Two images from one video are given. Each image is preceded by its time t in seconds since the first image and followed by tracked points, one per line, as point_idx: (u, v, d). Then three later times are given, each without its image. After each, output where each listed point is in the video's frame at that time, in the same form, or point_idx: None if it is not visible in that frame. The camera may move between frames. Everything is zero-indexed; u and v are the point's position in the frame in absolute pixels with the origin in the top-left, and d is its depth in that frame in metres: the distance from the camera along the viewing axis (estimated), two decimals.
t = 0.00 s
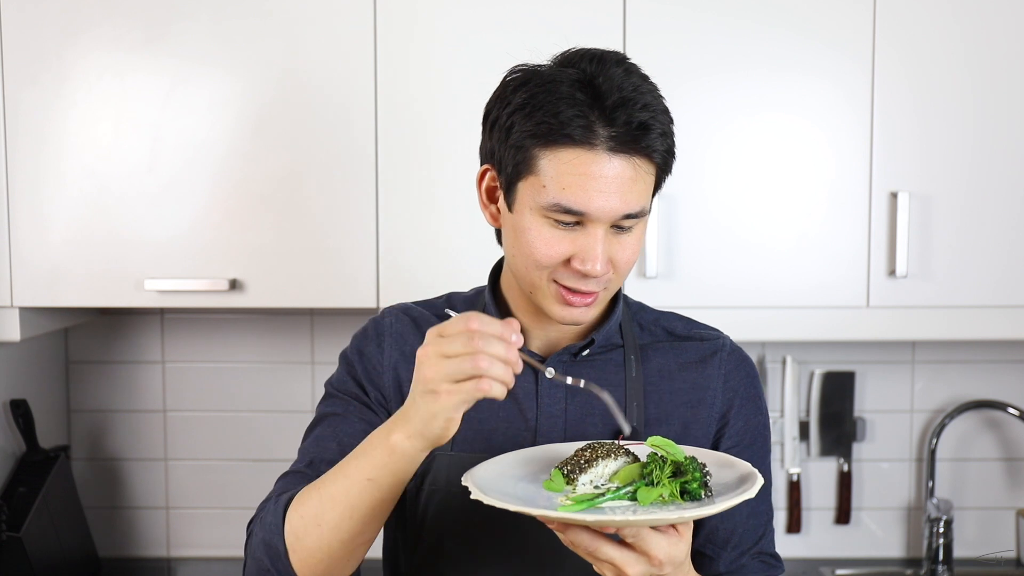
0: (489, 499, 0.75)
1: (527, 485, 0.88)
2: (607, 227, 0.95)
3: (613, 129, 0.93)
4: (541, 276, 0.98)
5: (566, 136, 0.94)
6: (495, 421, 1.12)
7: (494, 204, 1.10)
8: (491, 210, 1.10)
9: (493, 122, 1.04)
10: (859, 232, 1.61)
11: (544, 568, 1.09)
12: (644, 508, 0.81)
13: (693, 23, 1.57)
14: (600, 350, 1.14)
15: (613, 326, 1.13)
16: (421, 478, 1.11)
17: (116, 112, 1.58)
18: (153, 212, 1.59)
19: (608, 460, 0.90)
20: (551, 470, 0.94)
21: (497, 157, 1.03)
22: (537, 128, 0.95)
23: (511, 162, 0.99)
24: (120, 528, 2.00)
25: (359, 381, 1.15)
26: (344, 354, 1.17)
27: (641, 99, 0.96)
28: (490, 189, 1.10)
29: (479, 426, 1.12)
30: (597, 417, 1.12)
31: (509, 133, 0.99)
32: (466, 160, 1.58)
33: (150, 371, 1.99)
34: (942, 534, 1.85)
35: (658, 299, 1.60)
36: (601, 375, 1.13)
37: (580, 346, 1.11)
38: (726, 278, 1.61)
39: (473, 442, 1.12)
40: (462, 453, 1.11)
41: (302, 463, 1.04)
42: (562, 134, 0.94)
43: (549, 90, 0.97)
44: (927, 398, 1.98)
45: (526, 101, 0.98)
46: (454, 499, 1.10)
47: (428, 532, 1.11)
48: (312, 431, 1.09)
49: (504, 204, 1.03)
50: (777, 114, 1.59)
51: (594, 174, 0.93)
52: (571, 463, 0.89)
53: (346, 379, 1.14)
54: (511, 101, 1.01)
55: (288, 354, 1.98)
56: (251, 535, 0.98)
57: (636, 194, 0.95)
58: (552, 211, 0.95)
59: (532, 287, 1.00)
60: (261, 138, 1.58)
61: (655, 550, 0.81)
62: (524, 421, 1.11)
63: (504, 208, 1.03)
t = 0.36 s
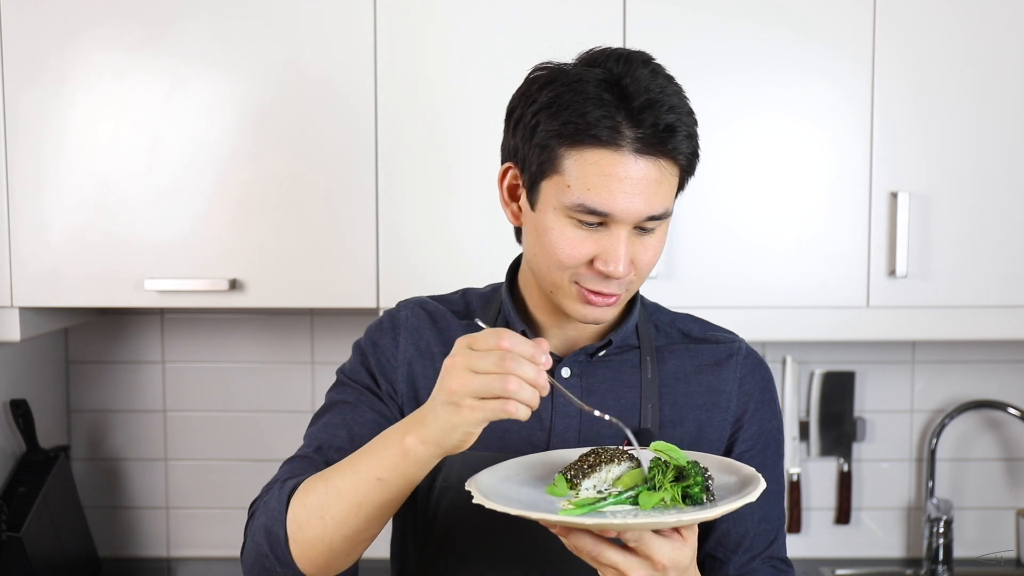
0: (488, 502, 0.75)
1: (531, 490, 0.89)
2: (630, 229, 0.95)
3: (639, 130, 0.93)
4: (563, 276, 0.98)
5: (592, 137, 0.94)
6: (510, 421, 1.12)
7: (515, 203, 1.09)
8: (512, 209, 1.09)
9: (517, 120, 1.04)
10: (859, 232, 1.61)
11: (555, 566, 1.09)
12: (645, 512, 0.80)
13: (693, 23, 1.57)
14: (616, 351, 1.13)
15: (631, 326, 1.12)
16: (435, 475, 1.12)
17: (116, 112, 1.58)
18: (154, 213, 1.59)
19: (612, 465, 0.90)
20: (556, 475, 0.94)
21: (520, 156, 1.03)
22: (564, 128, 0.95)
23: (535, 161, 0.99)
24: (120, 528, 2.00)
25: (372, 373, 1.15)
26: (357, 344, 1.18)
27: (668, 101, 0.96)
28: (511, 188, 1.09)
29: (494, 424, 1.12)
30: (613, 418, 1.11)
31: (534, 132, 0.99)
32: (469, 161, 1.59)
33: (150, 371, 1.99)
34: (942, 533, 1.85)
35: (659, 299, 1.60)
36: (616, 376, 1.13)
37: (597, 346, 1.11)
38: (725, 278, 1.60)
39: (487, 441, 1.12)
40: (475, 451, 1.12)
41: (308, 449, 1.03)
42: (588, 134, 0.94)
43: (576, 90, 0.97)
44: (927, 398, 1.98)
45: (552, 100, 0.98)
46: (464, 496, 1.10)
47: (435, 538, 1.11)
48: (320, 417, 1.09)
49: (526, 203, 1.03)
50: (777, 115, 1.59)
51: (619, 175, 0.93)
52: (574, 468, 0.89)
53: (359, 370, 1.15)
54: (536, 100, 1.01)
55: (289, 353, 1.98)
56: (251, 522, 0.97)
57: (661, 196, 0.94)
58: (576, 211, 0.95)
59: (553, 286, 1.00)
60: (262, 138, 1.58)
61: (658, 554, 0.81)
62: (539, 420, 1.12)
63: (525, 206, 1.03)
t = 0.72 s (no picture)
0: (493, 499, 0.75)
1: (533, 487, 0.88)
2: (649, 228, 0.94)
3: (661, 128, 0.93)
4: (579, 274, 0.97)
5: (615, 133, 0.94)
6: (517, 420, 1.12)
7: (532, 200, 1.09)
8: (528, 206, 1.09)
9: (536, 118, 1.04)
10: (859, 232, 1.61)
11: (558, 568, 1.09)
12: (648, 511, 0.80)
13: (694, 23, 1.57)
14: (624, 353, 1.14)
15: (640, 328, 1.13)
16: (441, 473, 1.11)
17: (116, 112, 1.58)
18: (154, 213, 1.59)
19: (616, 464, 0.90)
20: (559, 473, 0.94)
21: (540, 152, 1.02)
22: (586, 124, 0.95)
23: (555, 157, 0.98)
24: (120, 527, 2.00)
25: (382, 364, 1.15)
26: (369, 335, 1.18)
27: (690, 100, 0.96)
28: (528, 185, 1.09)
29: (501, 424, 1.12)
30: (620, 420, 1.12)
31: (554, 128, 0.99)
32: (471, 162, 1.59)
33: (150, 370, 1.99)
34: (942, 533, 1.85)
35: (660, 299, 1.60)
36: (624, 377, 1.13)
37: (607, 347, 1.12)
38: (726, 278, 1.61)
39: (494, 439, 1.12)
40: (481, 451, 1.11)
41: (316, 430, 1.02)
42: (610, 130, 0.94)
43: (600, 87, 0.97)
44: (927, 397, 1.98)
45: (574, 96, 0.98)
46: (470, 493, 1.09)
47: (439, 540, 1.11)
48: (326, 402, 1.08)
49: (543, 199, 1.02)
50: (777, 114, 1.59)
51: (640, 172, 0.93)
52: (578, 467, 0.90)
53: (369, 360, 1.14)
54: (558, 96, 1.01)
55: (289, 353, 1.98)
56: (252, 496, 0.95)
57: (681, 195, 0.95)
58: (596, 208, 0.94)
59: (568, 285, 0.99)
60: (263, 139, 1.58)
61: (661, 555, 0.82)
62: (547, 421, 1.12)
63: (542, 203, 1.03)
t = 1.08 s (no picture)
0: (485, 497, 0.76)
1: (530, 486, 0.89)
2: (644, 228, 0.94)
3: (655, 128, 0.93)
4: (574, 274, 0.97)
5: (609, 133, 0.94)
6: (516, 420, 1.12)
7: (528, 200, 1.09)
8: (525, 206, 1.09)
9: (533, 118, 1.04)
10: (859, 233, 1.61)
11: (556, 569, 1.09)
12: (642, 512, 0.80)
13: (693, 23, 1.57)
14: (623, 354, 1.14)
15: (639, 329, 1.13)
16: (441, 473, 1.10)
17: (116, 112, 1.58)
18: (154, 213, 1.59)
19: (611, 466, 0.91)
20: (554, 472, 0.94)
21: (536, 152, 1.02)
22: (582, 123, 0.95)
23: (550, 157, 0.98)
24: (121, 527, 2.00)
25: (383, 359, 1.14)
26: (371, 330, 1.17)
27: (685, 100, 0.96)
28: (525, 185, 1.09)
29: (501, 425, 1.12)
30: (619, 421, 1.12)
31: (551, 128, 0.99)
32: (471, 163, 1.59)
33: (150, 370, 1.99)
34: (942, 533, 1.85)
35: (660, 299, 1.60)
36: (624, 378, 1.13)
37: (605, 348, 1.13)
38: (725, 278, 1.61)
39: (493, 439, 1.12)
40: (480, 450, 1.11)
41: (320, 422, 1.01)
42: (604, 129, 0.94)
43: (595, 87, 0.97)
44: (927, 398, 1.98)
45: (570, 96, 0.98)
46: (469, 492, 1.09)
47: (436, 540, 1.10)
48: (329, 396, 1.07)
49: (540, 199, 1.03)
50: (777, 114, 1.59)
51: (634, 173, 0.93)
52: (574, 468, 0.90)
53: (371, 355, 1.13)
54: (555, 96, 1.01)
55: (289, 353, 1.98)
56: (253, 488, 0.94)
57: (675, 195, 0.94)
58: (590, 208, 0.94)
59: (564, 285, 0.99)
60: (263, 139, 1.58)
61: (656, 557, 0.82)
62: (545, 422, 1.12)
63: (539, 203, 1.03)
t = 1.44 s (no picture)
0: (468, 489, 0.76)
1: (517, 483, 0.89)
2: (639, 230, 0.94)
3: (652, 129, 0.93)
4: (568, 274, 0.97)
5: (605, 133, 0.94)
6: (509, 420, 1.12)
7: (524, 200, 1.09)
8: (521, 206, 1.09)
9: (530, 117, 1.04)
10: (859, 233, 1.61)
11: (551, 571, 1.09)
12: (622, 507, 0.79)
13: (694, 23, 1.57)
14: (619, 355, 1.14)
15: (634, 329, 1.13)
16: (435, 473, 1.10)
17: (116, 112, 1.58)
18: (153, 213, 1.59)
19: (599, 465, 0.91)
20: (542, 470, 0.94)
21: (533, 152, 1.02)
22: (578, 123, 0.95)
23: (546, 157, 0.98)
24: (120, 527, 2.00)
25: (379, 353, 1.14)
26: (368, 326, 1.17)
27: (682, 101, 0.96)
28: (522, 185, 1.09)
29: (495, 424, 1.12)
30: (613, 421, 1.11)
31: (547, 128, 0.99)
32: (469, 164, 1.59)
33: (150, 370, 1.99)
34: (942, 533, 1.85)
35: (658, 299, 1.60)
36: (619, 379, 1.13)
37: (600, 349, 1.13)
38: (725, 278, 1.61)
39: (488, 439, 1.12)
40: (475, 450, 1.11)
41: (315, 411, 1.01)
42: (601, 129, 0.94)
43: (593, 87, 0.97)
44: (927, 398, 1.98)
45: (567, 96, 0.99)
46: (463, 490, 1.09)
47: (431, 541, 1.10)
48: (324, 386, 1.07)
49: (536, 199, 1.02)
50: (777, 114, 1.59)
51: (630, 174, 0.93)
52: (561, 466, 0.91)
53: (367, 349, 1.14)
54: (551, 96, 1.01)
55: (289, 353, 1.98)
56: (245, 473, 0.94)
57: (671, 196, 0.94)
58: (585, 208, 0.94)
59: (558, 285, 0.99)
60: (261, 139, 1.58)
61: (640, 556, 0.82)
62: (539, 422, 1.12)
63: (534, 203, 1.03)
